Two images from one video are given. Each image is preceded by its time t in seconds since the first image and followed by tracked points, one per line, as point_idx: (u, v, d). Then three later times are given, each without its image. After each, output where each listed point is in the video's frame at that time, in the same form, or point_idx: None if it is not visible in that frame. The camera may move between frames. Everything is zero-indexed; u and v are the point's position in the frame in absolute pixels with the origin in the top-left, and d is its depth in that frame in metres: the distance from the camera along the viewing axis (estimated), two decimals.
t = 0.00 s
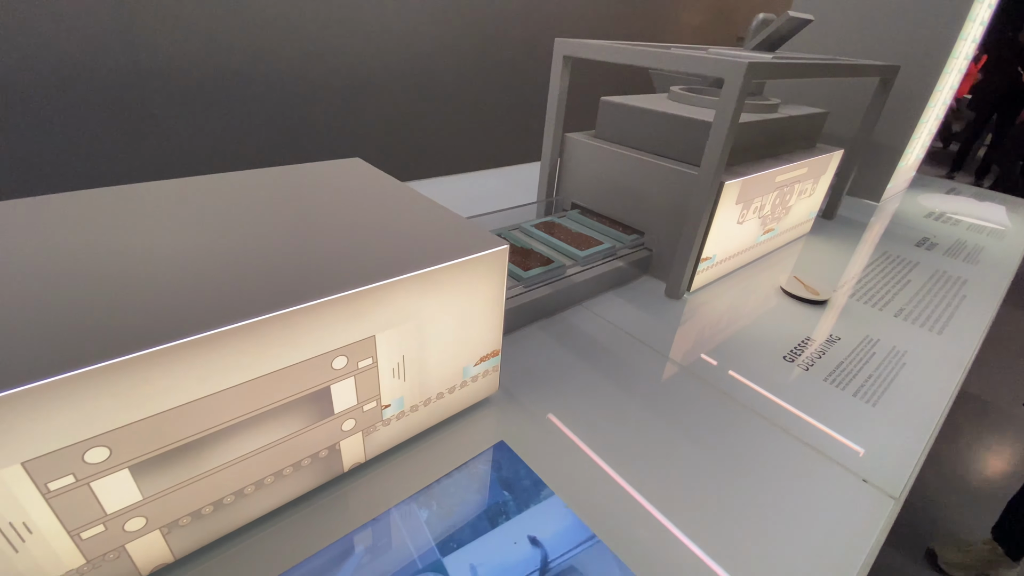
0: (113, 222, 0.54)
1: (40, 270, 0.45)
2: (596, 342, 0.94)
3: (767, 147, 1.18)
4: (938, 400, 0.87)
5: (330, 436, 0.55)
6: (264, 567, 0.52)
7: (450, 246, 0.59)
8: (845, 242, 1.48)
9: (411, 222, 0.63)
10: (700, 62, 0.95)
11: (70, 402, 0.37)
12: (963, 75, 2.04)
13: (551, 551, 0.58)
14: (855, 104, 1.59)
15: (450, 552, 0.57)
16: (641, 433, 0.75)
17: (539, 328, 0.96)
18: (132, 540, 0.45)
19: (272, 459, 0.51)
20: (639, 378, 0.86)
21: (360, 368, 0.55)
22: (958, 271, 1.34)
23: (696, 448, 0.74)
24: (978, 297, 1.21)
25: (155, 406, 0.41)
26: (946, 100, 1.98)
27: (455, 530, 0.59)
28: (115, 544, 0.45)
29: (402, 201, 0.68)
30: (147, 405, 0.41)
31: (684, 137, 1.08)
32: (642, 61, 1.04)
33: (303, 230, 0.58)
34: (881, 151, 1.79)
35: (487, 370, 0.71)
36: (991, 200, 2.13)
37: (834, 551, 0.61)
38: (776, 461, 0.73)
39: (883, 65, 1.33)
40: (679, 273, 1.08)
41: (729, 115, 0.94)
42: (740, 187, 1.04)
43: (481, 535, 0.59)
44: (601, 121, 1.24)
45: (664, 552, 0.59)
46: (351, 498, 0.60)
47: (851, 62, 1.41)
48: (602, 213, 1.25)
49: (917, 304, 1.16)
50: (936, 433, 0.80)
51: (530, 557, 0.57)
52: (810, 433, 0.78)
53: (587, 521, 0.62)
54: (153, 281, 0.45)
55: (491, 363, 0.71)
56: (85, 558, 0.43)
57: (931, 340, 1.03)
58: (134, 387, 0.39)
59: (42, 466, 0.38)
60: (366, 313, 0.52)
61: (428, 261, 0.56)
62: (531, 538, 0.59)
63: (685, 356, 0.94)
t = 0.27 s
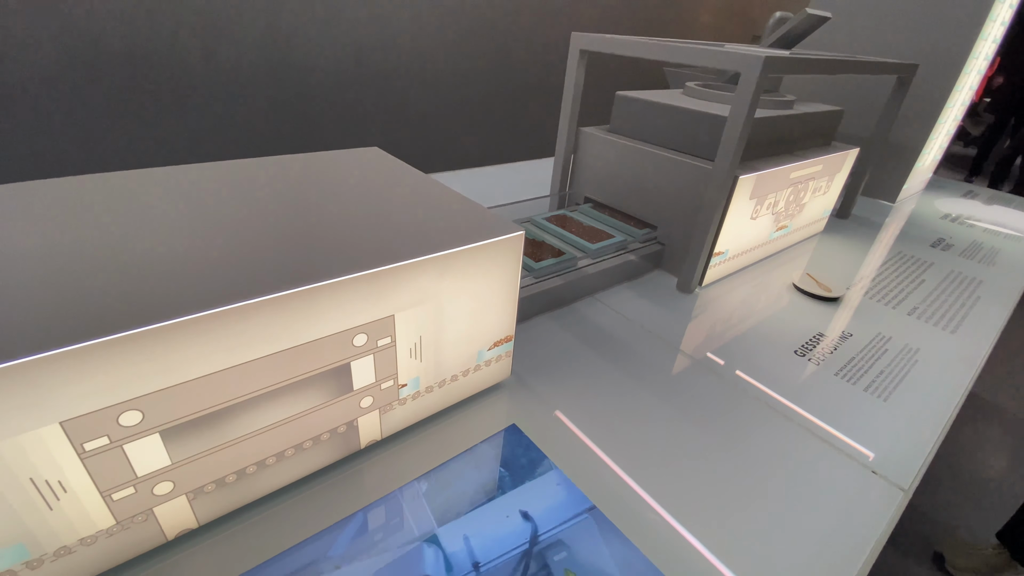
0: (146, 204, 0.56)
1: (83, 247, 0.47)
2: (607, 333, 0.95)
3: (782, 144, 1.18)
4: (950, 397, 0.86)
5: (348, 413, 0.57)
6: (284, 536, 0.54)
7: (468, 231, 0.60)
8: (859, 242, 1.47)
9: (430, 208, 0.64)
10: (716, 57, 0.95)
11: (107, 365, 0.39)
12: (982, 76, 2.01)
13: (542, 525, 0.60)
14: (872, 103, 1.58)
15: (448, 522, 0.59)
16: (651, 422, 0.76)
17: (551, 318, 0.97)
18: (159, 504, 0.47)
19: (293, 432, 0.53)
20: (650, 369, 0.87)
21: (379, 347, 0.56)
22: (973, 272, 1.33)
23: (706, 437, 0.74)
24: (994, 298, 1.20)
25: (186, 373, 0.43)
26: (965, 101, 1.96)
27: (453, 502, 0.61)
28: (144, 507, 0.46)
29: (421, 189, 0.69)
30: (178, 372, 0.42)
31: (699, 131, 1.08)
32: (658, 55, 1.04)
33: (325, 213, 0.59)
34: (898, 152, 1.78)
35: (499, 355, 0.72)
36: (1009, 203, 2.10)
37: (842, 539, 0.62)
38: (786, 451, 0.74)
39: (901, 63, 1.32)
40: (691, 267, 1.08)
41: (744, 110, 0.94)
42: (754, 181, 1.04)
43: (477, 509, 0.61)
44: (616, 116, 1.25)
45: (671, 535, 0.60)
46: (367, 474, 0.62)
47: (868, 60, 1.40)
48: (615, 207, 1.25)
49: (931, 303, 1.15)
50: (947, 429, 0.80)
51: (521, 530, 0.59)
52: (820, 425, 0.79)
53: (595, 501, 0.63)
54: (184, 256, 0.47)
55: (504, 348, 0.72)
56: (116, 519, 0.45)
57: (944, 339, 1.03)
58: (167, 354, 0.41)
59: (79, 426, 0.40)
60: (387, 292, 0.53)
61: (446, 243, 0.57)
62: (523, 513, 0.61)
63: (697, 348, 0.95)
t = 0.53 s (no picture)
0: (177, 190, 0.58)
1: (120, 230, 0.49)
2: (620, 328, 0.96)
3: (799, 144, 1.17)
4: (964, 398, 0.86)
5: (367, 396, 0.59)
6: (304, 512, 0.56)
7: (487, 221, 0.61)
8: (875, 244, 1.46)
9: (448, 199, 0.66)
10: (735, 55, 0.95)
11: (146, 338, 0.40)
12: (1004, 78, 1.99)
13: (543, 504, 0.61)
14: (891, 105, 1.57)
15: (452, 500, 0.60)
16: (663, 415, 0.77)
17: (564, 312, 0.98)
18: (188, 476, 0.49)
19: (315, 412, 0.55)
20: (663, 365, 0.88)
21: (400, 332, 0.58)
22: (991, 276, 1.32)
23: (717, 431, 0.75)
24: (1012, 302, 1.19)
25: (218, 350, 0.44)
26: (986, 104, 1.94)
27: (456, 481, 0.62)
28: (174, 479, 0.48)
29: (440, 181, 0.71)
30: (211, 348, 0.44)
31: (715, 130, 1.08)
32: (676, 53, 1.05)
33: (348, 203, 0.61)
34: (916, 154, 1.76)
35: (514, 346, 0.74)
36: None
37: (854, 534, 0.62)
38: (798, 448, 0.74)
39: (922, 65, 1.31)
40: (705, 265, 1.09)
41: (762, 108, 0.94)
42: (770, 180, 1.04)
43: (478, 487, 0.62)
44: (632, 114, 1.25)
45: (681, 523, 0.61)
46: (383, 457, 0.63)
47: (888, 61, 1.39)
48: (629, 204, 1.26)
49: (947, 306, 1.15)
50: (960, 429, 0.79)
51: (520, 509, 0.60)
52: (832, 422, 0.79)
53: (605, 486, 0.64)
54: (214, 239, 0.49)
55: (518, 339, 0.73)
56: (147, 490, 0.47)
57: (960, 341, 1.02)
58: (201, 330, 0.43)
59: (117, 397, 0.41)
60: (408, 278, 0.55)
61: (466, 233, 0.58)
62: (522, 493, 0.62)
63: (711, 346, 0.95)
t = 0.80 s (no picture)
0: (215, 178, 0.61)
1: (162, 214, 0.52)
2: (637, 323, 0.97)
3: (819, 144, 1.17)
4: (982, 399, 0.86)
5: (390, 378, 0.61)
6: (328, 487, 0.58)
7: (509, 213, 0.63)
8: (895, 246, 1.45)
9: (472, 191, 0.68)
10: (756, 53, 0.96)
11: (189, 313, 0.43)
12: None
13: (552, 482, 0.63)
14: (914, 107, 1.55)
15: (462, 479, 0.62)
16: (677, 408, 0.78)
17: (581, 306, 1.00)
18: (221, 448, 0.51)
19: (340, 392, 0.57)
20: (678, 359, 0.89)
21: (423, 317, 0.59)
22: (1014, 281, 1.30)
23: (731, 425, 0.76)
24: None
25: (254, 327, 0.47)
26: (1013, 108, 1.91)
27: (464, 461, 0.64)
28: (209, 450, 0.51)
29: (463, 175, 0.73)
30: (248, 325, 0.46)
31: (735, 128, 1.09)
32: (697, 52, 1.05)
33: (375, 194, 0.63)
34: (939, 157, 1.74)
35: (531, 336, 0.75)
36: None
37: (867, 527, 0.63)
38: (812, 444, 0.74)
39: (947, 66, 1.29)
40: (722, 262, 1.09)
41: (783, 107, 0.94)
42: (789, 179, 1.05)
43: (486, 467, 0.64)
44: (652, 112, 1.26)
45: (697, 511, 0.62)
46: (404, 439, 0.65)
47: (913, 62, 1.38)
48: (647, 202, 1.26)
49: (967, 309, 1.14)
50: (976, 430, 0.79)
51: (527, 488, 0.62)
52: (845, 419, 0.80)
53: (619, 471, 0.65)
54: (251, 224, 0.51)
55: (536, 329, 0.75)
56: (183, 459, 0.49)
57: (979, 344, 1.01)
58: (240, 308, 0.45)
59: (160, 369, 0.44)
60: (433, 265, 0.56)
61: (489, 224, 0.60)
62: (526, 472, 0.64)
63: (727, 342, 0.96)
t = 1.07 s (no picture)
0: (241, 164, 0.62)
1: (190, 196, 0.53)
2: (650, 317, 0.97)
3: (838, 142, 1.16)
4: (996, 400, 0.85)
5: (405, 361, 0.63)
6: (344, 465, 0.60)
7: (525, 202, 0.64)
8: (913, 247, 1.44)
9: (488, 181, 0.69)
10: (774, 48, 0.95)
11: (217, 289, 0.44)
12: None
13: (560, 465, 0.64)
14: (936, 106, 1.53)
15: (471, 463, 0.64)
16: (687, 400, 0.78)
17: (593, 299, 1.00)
18: (243, 423, 0.53)
19: (357, 373, 0.59)
20: (689, 353, 0.89)
21: (438, 303, 0.61)
22: None
23: (742, 418, 0.76)
24: None
25: (278, 306, 0.48)
26: None
27: (476, 444, 0.66)
28: (231, 424, 0.52)
29: (480, 165, 0.74)
30: (272, 304, 0.48)
31: (751, 123, 1.08)
32: (715, 47, 1.05)
33: (395, 182, 0.64)
34: (961, 158, 1.71)
35: (544, 325, 0.76)
36: None
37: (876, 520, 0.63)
38: (822, 439, 0.75)
39: (971, 65, 1.27)
40: (736, 259, 1.09)
41: (801, 102, 0.94)
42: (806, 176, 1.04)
43: (493, 450, 0.66)
44: (669, 107, 1.26)
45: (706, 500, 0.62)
46: (418, 422, 0.67)
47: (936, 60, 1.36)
48: (662, 197, 1.26)
49: (985, 311, 1.12)
50: (989, 430, 0.79)
51: (535, 470, 0.63)
52: (856, 415, 0.80)
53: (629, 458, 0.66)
54: (276, 208, 0.53)
55: (549, 319, 0.76)
56: (207, 432, 0.51)
57: (996, 346, 1.00)
58: (264, 287, 0.47)
59: (188, 342, 0.45)
60: (450, 251, 0.58)
61: (505, 212, 0.61)
62: (534, 456, 0.65)
63: (740, 338, 0.96)
